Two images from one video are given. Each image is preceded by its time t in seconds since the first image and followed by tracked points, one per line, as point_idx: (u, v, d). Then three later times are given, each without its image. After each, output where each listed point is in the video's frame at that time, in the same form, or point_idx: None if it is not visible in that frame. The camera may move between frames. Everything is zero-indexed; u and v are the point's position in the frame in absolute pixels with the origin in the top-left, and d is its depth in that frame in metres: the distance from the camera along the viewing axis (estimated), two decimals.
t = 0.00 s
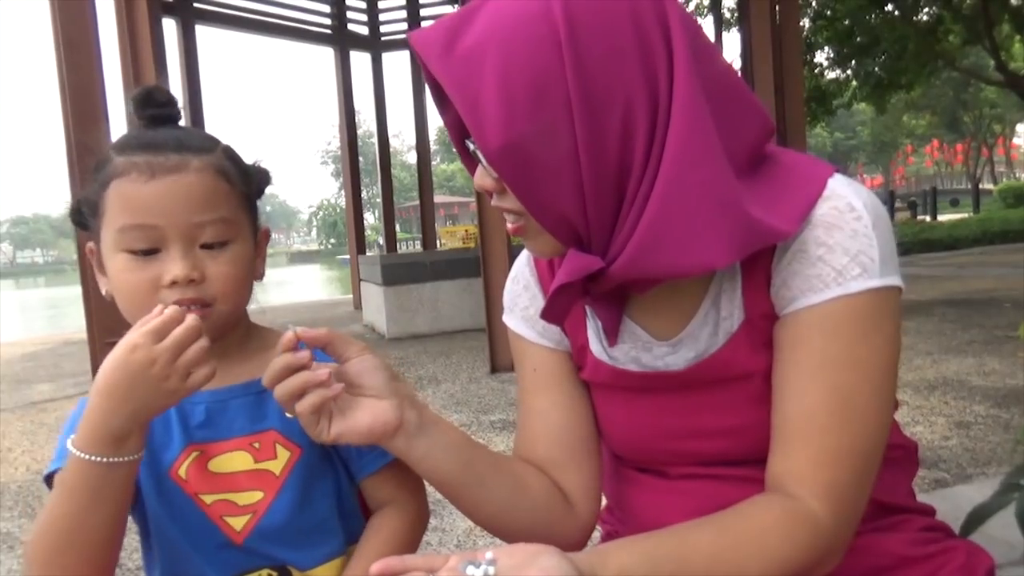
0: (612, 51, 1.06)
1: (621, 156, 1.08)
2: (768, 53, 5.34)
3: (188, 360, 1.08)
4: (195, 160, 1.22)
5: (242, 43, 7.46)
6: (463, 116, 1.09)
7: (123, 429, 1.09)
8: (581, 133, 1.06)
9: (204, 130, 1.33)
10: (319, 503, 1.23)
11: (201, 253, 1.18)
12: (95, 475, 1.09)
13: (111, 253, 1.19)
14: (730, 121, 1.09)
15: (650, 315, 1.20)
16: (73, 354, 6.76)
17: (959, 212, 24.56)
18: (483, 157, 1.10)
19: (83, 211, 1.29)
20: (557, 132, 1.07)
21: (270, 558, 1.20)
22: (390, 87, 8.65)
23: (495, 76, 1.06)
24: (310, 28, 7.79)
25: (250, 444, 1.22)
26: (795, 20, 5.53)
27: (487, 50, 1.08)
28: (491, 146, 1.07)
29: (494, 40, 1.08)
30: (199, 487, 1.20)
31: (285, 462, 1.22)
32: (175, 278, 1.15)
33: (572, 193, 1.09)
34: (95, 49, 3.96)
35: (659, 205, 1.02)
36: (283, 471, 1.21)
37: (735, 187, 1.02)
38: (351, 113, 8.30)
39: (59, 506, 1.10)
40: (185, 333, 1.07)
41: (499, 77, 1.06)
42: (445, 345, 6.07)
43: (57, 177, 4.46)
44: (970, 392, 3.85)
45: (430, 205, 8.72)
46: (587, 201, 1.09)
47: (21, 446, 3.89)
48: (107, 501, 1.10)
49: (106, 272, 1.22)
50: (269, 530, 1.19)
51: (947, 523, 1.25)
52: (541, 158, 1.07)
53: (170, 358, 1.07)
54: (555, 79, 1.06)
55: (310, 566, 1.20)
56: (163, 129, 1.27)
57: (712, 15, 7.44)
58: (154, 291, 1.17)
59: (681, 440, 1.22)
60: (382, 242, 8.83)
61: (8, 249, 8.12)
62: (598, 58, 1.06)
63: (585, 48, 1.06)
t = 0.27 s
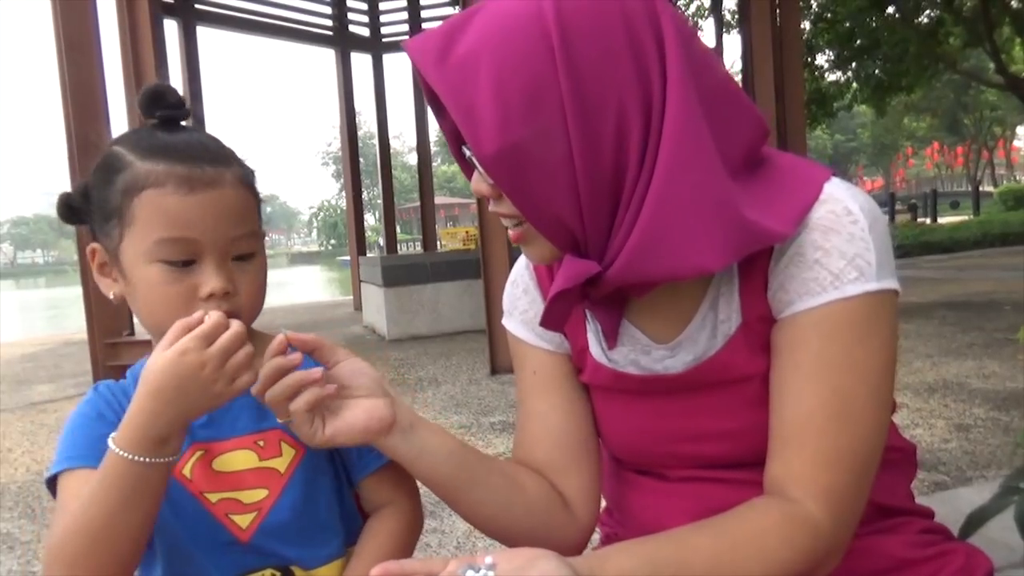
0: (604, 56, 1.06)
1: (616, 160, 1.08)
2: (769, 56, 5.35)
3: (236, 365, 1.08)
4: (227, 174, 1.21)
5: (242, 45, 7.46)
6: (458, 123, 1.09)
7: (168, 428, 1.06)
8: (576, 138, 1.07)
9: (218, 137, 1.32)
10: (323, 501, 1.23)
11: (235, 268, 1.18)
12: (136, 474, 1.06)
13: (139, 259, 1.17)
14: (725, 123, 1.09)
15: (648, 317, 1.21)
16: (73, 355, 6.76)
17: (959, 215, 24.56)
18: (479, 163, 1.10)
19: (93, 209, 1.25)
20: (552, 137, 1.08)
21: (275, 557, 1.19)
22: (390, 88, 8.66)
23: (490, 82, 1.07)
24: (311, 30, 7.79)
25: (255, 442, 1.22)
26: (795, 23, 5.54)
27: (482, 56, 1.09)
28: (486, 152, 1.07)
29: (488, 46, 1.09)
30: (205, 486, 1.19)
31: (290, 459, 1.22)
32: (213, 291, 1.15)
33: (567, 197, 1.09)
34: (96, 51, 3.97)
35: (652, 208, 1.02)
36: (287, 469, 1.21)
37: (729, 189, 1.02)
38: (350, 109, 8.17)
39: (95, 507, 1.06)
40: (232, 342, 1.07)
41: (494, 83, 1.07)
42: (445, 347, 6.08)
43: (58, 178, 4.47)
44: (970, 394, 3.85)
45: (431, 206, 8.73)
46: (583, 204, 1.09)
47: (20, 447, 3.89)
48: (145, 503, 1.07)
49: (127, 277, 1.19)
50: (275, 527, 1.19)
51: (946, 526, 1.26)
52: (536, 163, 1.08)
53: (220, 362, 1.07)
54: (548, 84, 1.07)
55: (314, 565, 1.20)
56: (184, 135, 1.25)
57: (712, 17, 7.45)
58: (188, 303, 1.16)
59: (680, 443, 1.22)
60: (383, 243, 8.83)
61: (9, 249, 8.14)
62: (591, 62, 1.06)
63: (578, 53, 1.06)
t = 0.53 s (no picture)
0: (599, 58, 1.06)
1: (612, 163, 1.08)
2: (769, 58, 5.35)
3: (242, 368, 1.08)
4: (242, 179, 1.22)
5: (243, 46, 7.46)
6: (454, 126, 1.10)
7: (173, 429, 1.06)
8: (571, 141, 1.07)
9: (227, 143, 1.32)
10: (324, 500, 1.23)
11: (246, 272, 1.18)
12: (140, 476, 1.06)
13: (150, 260, 1.17)
14: (722, 124, 1.09)
15: (647, 319, 1.21)
16: (73, 355, 6.76)
17: (959, 217, 24.57)
18: (475, 166, 1.10)
19: (102, 209, 1.24)
20: (548, 140, 1.08)
21: (277, 557, 1.19)
22: (391, 90, 8.66)
23: (486, 85, 1.07)
24: (312, 31, 7.80)
25: (255, 441, 1.22)
26: (795, 25, 5.55)
27: (478, 60, 1.09)
28: (482, 155, 1.07)
29: (484, 50, 1.09)
30: (205, 486, 1.19)
31: (291, 458, 1.22)
32: (226, 293, 1.15)
33: (562, 200, 1.09)
34: (97, 52, 3.97)
35: (647, 209, 1.02)
36: (288, 468, 1.21)
37: (725, 191, 1.02)
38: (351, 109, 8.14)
39: (98, 510, 1.06)
40: (238, 345, 1.07)
41: (490, 86, 1.07)
42: (445, 348, 6.08)
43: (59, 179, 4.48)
44: (971, 397, 3.85)
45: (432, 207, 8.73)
46: (579, 207, 1.09)
47: (21, 447, 3.88)
48: (147, 505, 1.06)
49: (136, 278, 1.19)
50: (276, 526, 1.19)
51: (946, 528, 1.25)
52: (531, 166, 1.08)
53: (225, 365, 1.07)
54: (543, 87, 1.07)
55: (315, 564, 1.20)
56: (197, 139, 1.26)
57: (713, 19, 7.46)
58: (200, 306, 1.16)
59: (679, 444, 1.22)
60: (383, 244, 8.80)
61: (9, 249, 8.14)
62: (586, 65, 1.07)
63: (573, 55, 1.07)
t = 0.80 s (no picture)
0: (586, 65, 1.07)
1: (603, 169, 1.08)
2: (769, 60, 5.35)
3: (230, 375, 1.09)
4: (242, 182, 1.22)
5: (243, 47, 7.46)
6: (448, 137, 1.11)
7: (164, 435, 1.06)
8: (562, 148, 1.07)
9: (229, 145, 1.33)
10: (321, 502, 1.24)
11: (243, 275, 1.18)
12: (132, 481, 1.06)
13: (148, 262, 1.17)
14: (714, 128, 1.08)
15: (643, 322, 1.21)
16: (73, 357, 6.77)
17: (960, 218, 24.56)
18: (468, 174, 1.11)
19: (103, 209, 1.25)
20: (538, 147, 1.08)
21: (274, 559, 1.19)
22: (391, 91, 8.67)
23: (476, 95, 1.08)
24: (312, 32, 7.80)
25: (252, 443, 1.23)
26: (795, 26, 5.55)
27: (469, 70, 1.10)
28: (474, 165, 1.09)
29: (474, 60, 1.10)
30: (202, 487, 1.19)
31: (287, 460, 1.23)
32: (221, 297, 1.16)
33: (555, 206, 1.10)
34: (96, 53, 3.98)
35: (637, 215, 1.02)
36: (285, 469, 1.22)
37: (715, 197, 1.02)
38: (351, 110, 8.15)
39: (91, 514, 1.06)
40: (229, 351, 1.08)
41: (479, 95, 1.08)
42: (445, 349, 6.08)
43: (59, 180, 4.48)
44: (970, 398, 3.85)
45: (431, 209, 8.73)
46: (571, 214, 1.09)
47: (21, 448, 3.88)
48: (140, 509, 1.07)
49: (133, 278, 1.19)
50: (274, 527, 1.19)
51: (944, 529, 1.26)
52: (523, 174, 1.09)
53: (214, 372, 1.08)
54: (532, 95, 1.07)
55: (313, 566, 1.20)
56: (199, 142, 1.26)
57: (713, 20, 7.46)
58: (196, 309, 1.16)
59: (676, 446, 1.22)
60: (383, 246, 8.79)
61: (9, 251, 8.14)
62: (575, 72, 1.07)
63: (561, 62, 1.07)
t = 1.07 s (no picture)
0: (576, 73, 1.07)
1: (594, 175, 1.08)
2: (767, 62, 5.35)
3: (230, 387, 1.09)
4: (241, 184, 1.22)
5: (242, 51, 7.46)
6: (439, 146, 1.11)
7: (160, 448, 1.06)
8: (553, 155, 1.08)
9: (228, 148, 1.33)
10: (318, 505, 1.24)
11: (244, 277, 1.18)
12: (128, 494, 1.06)
13: (149, 265, 1.17)
14: (704, 134, 1.09)
15: (641, 326, 1.21)
16: (73, 360, 6.77)
17: (959, 219, 24.57)
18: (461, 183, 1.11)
19: (103, 214, 1.24)
20: (529, 155, 1.08)
21: (272, 563, 1.19)
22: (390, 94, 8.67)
23: (466, 105, 1.09)
24: (311, 35, 7.81)
25: (250, 448, 1.23)
26: (793, 29, 5.56)
27: (459, 79, 1.11)
28: (465, 174, 1.09)
29: (464, 69, 1.10)
30: (201, 491, 1.20)
31: (285, 464, 1.23)
32: (222, 300, 1.16)
33: (547, 214, 1.10)
34: (95, 57, 3.98)
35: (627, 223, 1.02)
36: (282, 474, 1.22)
37: (706, 201, 1.02)
38: (350, 113, 8.16)
39: (89, 525, 1.06)
40: (229, 363, 1.08)
41: (470, 106, 1.08)
42: (445, 352, 6.09)
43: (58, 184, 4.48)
44: (969, 400, 3.85)
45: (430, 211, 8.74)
46: (563, 221, 1.10)
47: (21, 452, 3.89)
48: (136, 517, 1.07)
49: (135, 283, 1.19)
50: (272, 531, 1.19)
51: (941, 531, 1.26)
52: (514, 182, 1.09)
53: (212, 386, 1.07)
54: (522, 103, 1.08)
55: (311, 570, 1.20)
56: (198, 146, 1.26)
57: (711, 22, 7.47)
58: (197, 312, 1.16)
59: (673, 449, 1.23)
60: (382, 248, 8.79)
61: (8, 254, 8.15)
62: (565, 79, 1.07)
63: (551, 71, 1.07)
